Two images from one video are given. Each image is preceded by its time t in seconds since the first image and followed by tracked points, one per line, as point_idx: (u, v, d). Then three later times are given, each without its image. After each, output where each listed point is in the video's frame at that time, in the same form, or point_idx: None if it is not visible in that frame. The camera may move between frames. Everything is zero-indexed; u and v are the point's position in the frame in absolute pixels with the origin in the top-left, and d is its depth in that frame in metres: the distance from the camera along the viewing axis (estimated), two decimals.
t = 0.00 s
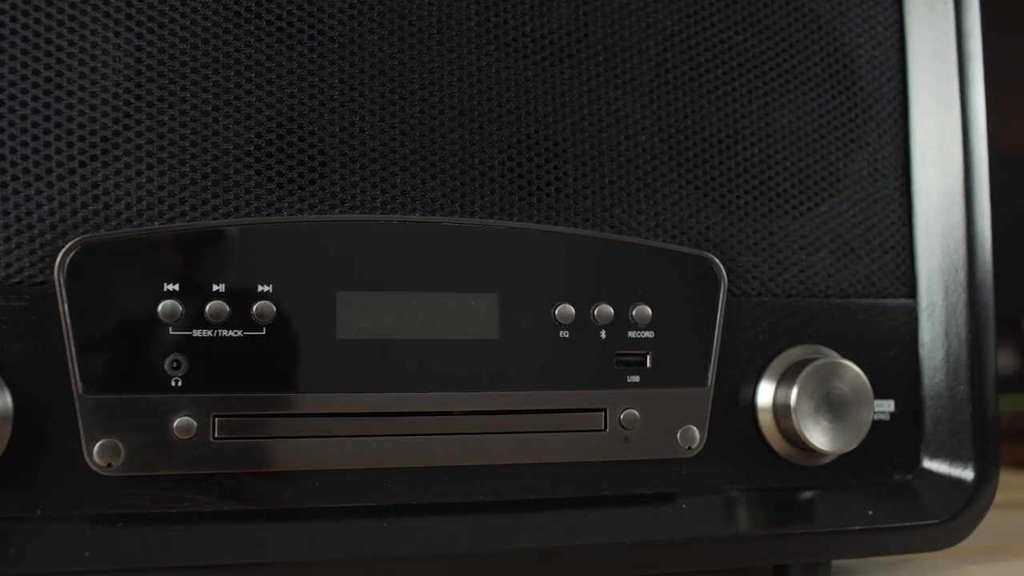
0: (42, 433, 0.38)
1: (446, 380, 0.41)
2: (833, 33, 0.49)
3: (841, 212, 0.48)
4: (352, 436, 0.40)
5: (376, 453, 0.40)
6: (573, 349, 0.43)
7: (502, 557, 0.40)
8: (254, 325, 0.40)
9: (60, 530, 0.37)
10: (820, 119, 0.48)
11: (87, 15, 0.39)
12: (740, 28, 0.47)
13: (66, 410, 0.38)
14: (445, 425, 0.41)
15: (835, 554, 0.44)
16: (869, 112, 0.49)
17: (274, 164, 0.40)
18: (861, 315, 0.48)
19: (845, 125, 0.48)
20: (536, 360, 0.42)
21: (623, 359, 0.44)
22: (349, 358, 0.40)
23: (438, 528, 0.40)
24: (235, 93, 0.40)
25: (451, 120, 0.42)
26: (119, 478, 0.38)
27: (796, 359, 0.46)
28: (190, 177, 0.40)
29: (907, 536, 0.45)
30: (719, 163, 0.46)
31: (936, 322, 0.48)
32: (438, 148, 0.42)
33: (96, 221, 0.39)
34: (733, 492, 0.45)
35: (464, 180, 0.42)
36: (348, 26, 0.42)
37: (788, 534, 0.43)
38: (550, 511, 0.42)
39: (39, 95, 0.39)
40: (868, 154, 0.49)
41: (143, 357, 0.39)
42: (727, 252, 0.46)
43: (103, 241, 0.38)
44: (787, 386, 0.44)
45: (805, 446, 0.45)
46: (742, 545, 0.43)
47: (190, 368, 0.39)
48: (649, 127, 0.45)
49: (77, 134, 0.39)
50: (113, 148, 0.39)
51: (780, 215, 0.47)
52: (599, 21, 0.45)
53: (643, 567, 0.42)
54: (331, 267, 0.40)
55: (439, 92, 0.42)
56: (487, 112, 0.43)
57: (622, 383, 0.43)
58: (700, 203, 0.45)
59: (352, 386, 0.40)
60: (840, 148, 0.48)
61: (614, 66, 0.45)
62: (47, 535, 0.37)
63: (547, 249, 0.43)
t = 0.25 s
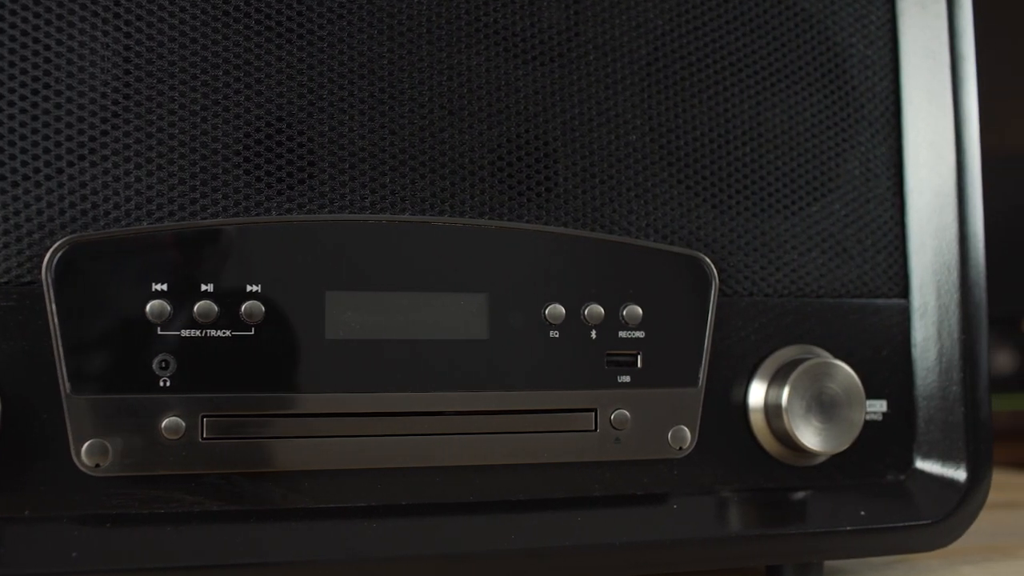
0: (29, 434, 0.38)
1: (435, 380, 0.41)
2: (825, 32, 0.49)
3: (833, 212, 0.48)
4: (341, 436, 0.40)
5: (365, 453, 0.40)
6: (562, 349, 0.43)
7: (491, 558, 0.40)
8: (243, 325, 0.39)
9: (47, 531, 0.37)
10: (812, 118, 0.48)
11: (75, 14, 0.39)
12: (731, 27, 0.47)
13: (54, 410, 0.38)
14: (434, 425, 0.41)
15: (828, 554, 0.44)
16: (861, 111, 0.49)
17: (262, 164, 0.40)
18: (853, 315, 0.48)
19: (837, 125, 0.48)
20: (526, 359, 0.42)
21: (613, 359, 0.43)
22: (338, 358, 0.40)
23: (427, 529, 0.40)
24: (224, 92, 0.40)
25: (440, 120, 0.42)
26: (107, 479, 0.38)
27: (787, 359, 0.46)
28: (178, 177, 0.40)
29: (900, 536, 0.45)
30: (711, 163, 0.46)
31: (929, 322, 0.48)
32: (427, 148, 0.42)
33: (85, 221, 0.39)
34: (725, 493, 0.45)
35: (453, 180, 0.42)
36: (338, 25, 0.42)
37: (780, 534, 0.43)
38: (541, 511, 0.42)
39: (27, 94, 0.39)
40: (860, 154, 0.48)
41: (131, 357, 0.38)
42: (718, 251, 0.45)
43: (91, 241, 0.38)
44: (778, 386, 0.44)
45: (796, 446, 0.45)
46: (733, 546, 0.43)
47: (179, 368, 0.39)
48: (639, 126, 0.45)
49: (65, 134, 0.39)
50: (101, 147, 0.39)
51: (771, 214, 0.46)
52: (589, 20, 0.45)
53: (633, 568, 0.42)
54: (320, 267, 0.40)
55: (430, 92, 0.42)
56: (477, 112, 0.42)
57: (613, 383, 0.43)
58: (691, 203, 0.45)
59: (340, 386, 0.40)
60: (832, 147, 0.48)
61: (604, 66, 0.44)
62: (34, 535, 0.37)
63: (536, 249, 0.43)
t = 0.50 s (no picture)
0: (18, 434, 0.38)
1: (425, 380, 0.41)
2: (818, 31, 0.49)
3: (826, 211, 0.47)
4: (331, 436, 0.40)
5: (355, 454, 0.40)
6: (554, 349, 0.43)
7: (481, 559, 0.40)
8: (232, 325, 0.39)
9: (35, 531, 0.37)
10: (805, 117, 0.48)
11: (64, 13, 0.39)
12: (724, 26, 0.47)
13: (42, 410, 0.38)
14: (425, 425, 0.41)
15: (820, 555, 0.44)
16: (854, 110, 0.49)
17: (253, 164, 0.40)
18: (846, 315, 0.48)
19: (830, 124, 0.48)
20: (517, 359, 0.42)
21: (605, 359, 0.43)
22: (328, 358, 0.40)
23: (417, 530, 0.40)
24: (214, 92, 0.40)
25: (431, 119, 0.42)
26: (96, 479, 0.38)
27: (779, 359, 0.45)
28: (168, 177, 0.39)
29: (892, 537, 0.45)
30: (703, 162, 0.45)
31: (922, 322, 0.48)
32: (417, 148, 0.42)
33: (74, 221, 0.38)
34: (717, 493, 0.45)
35: (444, 179, 0.42)
36: (329, 24, 0.41)
37: (772, 535, 0.43)
38: (532, 511, 0.42)
39: (16, 94, 0.39)
40: (853, 153, 0.48)
41: (120, 357, 0.38)
42: (710, 251, 0.45)
43: (80, 240, 0.38)
44: (771, 386, 0.44)
45: (789, 447, 0.44)
46: (725, 547, 0.43)
47: (168, 368, 0.39)
48: (631, 125, 0.45)
49: (55, 133, 0.39)
50: (91, 147, 0.39)
51: (764, 214, 0.46)
52: (581, 19, 0.44)
53: (624, 568, 0.42)
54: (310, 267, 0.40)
55: (421, 92, 0.42)
56: (469, 111, 0.42)
57: (604, 383, 0.43)
58: (684, 202, 0.45)
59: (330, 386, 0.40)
60: (825, 146, 0.48)
61: (596, 65, 0.44)
62: (22, 536, 0.37)
63: (528, 249, 0.43)
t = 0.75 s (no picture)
0: (6, 434, 0.38)
1: (415, 380, 0.41)
2: (810, 30, 0.48)
3: (818, 211, 0.47)
4: (321, 436, 0.40)
5: (345, 454, 0.40)
6: (544, 349, 0.42)
7: (471, 559, 0.40)
8: (221, 324, 0.39)
9: (24, 531, 0.37)
10: (798, 117, 0.47)
11: (52, 12, 0.39)
12: (716, 25, 0.47)
13: (31, 410, 0.38)
14: (416, 425, 0.41)
15: (812, 555, 0.44)
16: (846, 110, 0.49)
17: (242, 163, 0.40)
18: (838, 315, 0.47)
19: (823, 123, 0.48)
20: (508, 359, 0.42)
21: (595, 359, 0.43)
22: (317, 358, 0.40)
23: (407, 530, 0.40)
24: (203, 91, 0.40)
25: (421, 118, 0.42)
26: (84, 479, 0.38)
27: (771, 359, 0.45)
28: (157, 176, 0.39)
29: (885, 537, 0.45)
30: (695, 162, 0.45)
31: (915, 322, 0.48)
32: (407, 147, 0.41)
33: (63, 220, 0.38)
34: (709, 493, 0.45)
35: (434, 179, 0.42)
36: (319, 23, 0.41)
37: (764, 535, 0.43)
38: (522, 512, 0.42)
39: (5, 93, 0.38)
40: (846, 152, 0.48)
41: (109, 357, 0.38)
42: (702, 251, 0.45)
43: (69, 240, 0.38)
44: (762, 386, 0.44)
45: (781, 447, 0.44)
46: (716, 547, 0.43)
47: (156, 368, 0.39)
48: (623, 125, 0.44)
49: (43, 133, 0.38)
50: (79, 146, 0.39)
51: (756, 214, 0.46)
52: (572, 18, 0.44)
53: (615, 569, 0.42)
54: (299, 266, 0.40)
55: (411, 91, 0.42)
56: (459, 111, 0.42)
57: (595, 383, 0.43)
58: (675, 202, 0.45)
59: (319, 387, 0.40)
60: (818, 146, 0.48)
61: (588, 64, 0.44)
62: (10, 536, 0.37)
63: (518, 248, 0.42)
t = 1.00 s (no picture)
0: None
1: (405, 380, 0.41)
2: (803, 29, 0.48)
3: (810, 210, 0.47)
4: (310, 437, 0.40)
5: (334, 454, 0.40)
6: (535, 349, 0.42)
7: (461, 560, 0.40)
8: (210, 324, 0.39)
9: (12, 531, 0.37)
10: (790, 116, 0.47)
11: (41, 11, 0.39)
12: (708, 24, 0.47)
13: (20, 410, 0.38)
14: (406, 425, 0.41)
15: (804, 556, 0.44)
16: (838, 109, 0.48)
17: (232, 163, 0.40)
18: (830, 315, 0.47)
19: (815, 123, 0.48)
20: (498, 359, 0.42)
21: (586, 359, 0.43)
22: (306, 358, 0.40)
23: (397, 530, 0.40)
24: (192, 91, 0.40)
25: (412, 118, 0.42)
26: (73, 480, 0.38)
27: (763, 359, 0.45)
28: (147, 176, 0.39)
29: (877, 538, 0.45)
30: (687, 161, 0.45)
31: (908, 322, 0.48)
32: (398, 147, 0.41)
33: (52, 220, 0.38)
34: (700, 494, 0.45)
35: (425, 178, 0.42)
36: (308, 23, 0.41)
37: (755, 536, 0.43)
38: (513, 512, 0.42)
39: None
40: (838, 152, 0.48)
41: (98, 357, 0.38)
42: (694, 251, 0.45)
43: (57, 240, 0.38)
44: (754, 386, 0.44)
45: (772, 447, 0.44)
46: (707, 548, 0.42)
47: (145, 368, 0.38)
48: (614, 124, 0.44)
49: (32, 133, 0.38)
50: (68, 146, 0.39)
51: (748, 213, 0.46)
52: (564, 17, 0.44)
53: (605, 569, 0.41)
54: (288, 266, 0.40)
55: (402, 90, 0.42)
56: (449, 110, 0.42)
57: (586, 383, 0.43)
58: (667, 202, 0.45)
59: (309, 387, 0.40)
60: (810, 145, 0.48)
61: (579, 63, 0.44)
62: None
63: (509, 248, 0.42)
